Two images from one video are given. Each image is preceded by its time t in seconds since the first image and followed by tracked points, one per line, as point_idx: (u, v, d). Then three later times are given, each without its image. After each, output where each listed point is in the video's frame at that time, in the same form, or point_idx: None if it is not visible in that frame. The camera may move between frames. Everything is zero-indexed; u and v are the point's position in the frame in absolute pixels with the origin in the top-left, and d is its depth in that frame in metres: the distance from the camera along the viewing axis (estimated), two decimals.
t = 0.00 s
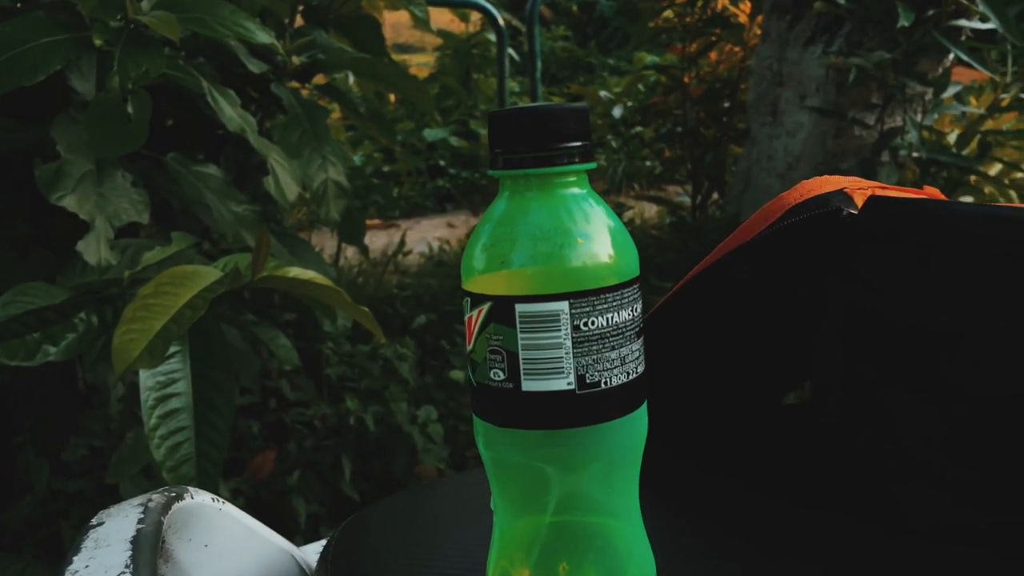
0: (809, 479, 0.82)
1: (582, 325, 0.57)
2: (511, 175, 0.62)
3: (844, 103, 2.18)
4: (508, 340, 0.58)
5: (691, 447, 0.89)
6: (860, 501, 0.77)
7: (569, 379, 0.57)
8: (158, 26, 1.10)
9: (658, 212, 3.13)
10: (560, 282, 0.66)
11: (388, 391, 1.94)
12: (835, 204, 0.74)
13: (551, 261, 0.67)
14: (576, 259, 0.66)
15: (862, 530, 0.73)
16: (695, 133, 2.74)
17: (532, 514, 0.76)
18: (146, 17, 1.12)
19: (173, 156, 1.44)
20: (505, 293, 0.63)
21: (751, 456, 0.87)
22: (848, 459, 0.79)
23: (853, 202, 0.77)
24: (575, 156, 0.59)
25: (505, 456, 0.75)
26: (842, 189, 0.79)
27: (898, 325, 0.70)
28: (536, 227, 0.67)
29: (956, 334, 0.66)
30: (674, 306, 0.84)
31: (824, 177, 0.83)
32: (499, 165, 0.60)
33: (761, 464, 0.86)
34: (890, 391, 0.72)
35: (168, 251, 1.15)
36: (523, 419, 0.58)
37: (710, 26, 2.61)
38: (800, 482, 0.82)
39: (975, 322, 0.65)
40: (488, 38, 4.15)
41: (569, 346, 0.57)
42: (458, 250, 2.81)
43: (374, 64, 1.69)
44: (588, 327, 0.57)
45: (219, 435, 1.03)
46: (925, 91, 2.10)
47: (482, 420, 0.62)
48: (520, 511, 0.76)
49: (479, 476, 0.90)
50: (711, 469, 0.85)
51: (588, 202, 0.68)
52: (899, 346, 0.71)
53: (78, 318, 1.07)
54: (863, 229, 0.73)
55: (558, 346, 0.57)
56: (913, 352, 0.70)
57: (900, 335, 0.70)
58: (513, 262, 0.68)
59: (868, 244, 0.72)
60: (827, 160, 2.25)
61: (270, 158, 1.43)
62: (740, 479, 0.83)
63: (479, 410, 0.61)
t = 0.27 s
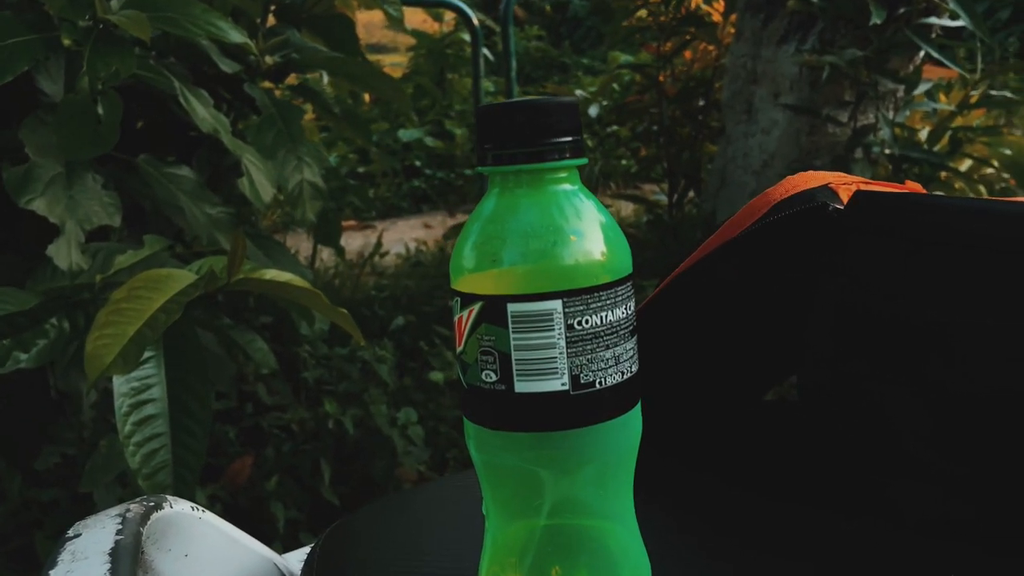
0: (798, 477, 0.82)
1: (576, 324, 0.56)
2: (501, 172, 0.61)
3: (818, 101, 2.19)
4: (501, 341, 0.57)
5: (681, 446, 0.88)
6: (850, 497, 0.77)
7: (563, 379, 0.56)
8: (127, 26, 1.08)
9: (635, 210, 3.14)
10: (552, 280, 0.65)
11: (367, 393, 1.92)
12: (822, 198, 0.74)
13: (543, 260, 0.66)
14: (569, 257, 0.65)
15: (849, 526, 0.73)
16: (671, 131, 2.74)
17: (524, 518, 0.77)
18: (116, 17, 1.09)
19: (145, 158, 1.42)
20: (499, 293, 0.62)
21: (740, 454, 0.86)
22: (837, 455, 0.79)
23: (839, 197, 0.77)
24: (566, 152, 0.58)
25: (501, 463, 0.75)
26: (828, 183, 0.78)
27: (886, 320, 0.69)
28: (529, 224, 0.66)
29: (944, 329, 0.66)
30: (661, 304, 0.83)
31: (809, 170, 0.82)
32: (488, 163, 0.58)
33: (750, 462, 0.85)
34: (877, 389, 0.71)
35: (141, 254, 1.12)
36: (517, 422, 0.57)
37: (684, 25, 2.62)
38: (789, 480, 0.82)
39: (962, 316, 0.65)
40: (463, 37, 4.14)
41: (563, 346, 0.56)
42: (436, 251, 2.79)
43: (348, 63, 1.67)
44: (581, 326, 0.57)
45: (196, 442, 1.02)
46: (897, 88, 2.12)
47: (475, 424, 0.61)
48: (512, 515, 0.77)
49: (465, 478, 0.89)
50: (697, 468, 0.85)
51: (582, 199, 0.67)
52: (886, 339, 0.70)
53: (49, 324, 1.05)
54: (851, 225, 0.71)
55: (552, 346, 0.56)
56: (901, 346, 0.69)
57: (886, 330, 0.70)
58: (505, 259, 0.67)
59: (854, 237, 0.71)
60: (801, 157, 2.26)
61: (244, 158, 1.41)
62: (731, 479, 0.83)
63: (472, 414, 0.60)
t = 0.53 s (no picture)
0: (784, 472, 0.83)
1: (570, 322, 0.56)
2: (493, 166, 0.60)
3: (792, 100, 2.20)
4: (494, 340, 0.56)
5: (667, 444, 0.88)
6: (836, 492, 0.77)
7: (558, 378, 0.56)
8: (97, 25, 1.05)
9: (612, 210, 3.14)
10: (544, 276, 0.64)
11: (345, 397, 1.89)
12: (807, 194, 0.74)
13: (537, 255, 0.65)
14: (562, 253, 0.64)
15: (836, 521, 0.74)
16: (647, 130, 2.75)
17: (518, 521, 0.74)
18: (85, 16, 1.06)
19: (116, 160, 1.39)
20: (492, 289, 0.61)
21: (727, 450, 0.87)
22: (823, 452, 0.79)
23: (824, 193, 0.77)
24: (557, 145, 0.57)
25: (496, 462, 0.73)
26: (812, 178, 0.79)
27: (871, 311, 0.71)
28: (520, 219, 0.65)
29: (925, 322, 0.68)
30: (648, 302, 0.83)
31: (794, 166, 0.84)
32: (478, 157, 0.58)
33: (733, 456, 0.86)
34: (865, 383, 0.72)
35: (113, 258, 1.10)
36: (511, 422, 0.56)
37: (659, 24, 2.62)
38: (772, 474, 0.82)
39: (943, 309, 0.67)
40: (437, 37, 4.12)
41: (558, 344, 0.56)
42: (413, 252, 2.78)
43: (323, 63, 1.65)
44: (576, 324, 0.56)
45: (172, 449, 1.00)
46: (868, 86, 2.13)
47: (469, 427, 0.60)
48: (506, 518, 0.74)
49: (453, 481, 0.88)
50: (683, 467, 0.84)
51: (575, 195, 0.66)
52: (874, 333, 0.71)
53: (18, 331, 1.09)
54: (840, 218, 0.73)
55: (546, 344, 0.55)
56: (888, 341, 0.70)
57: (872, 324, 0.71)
58: (495, 256, 0.66)
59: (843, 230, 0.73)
60: (776, 156, 2.27)
61: (219, 159, 1.39)
62: (718, 476, 0.83)
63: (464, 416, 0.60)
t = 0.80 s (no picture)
0: (774, 463, 0.86)
1: (571, 321, 0.55)
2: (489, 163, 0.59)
3: (767, 99, 2.22)
4: (493, 340, 0.55)
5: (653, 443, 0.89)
6: (825, 486, 0.80)
7: (559, 379, 0.55)
8: (67, 26, 1.03)
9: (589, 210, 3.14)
10: (543, 274, 0.64)
11: (326, 400, 1.88)
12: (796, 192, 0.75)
13: (535, 253, 0.64)
14: (561, 251, 0.64)
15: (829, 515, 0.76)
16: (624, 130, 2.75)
17: (518, 526, 0.71)
18: (55, 17, 1.04)
19: (87, 164, 1.36)
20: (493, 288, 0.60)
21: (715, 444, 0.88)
22: (810, 444, 0.82)
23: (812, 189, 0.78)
24: (554, 141, 0.57)
25: (496, 464, 0.69)
26: (800, 175, 0.79)
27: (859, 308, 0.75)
28: (518, 217, 0.65)
29: (910, 318, 0.72)
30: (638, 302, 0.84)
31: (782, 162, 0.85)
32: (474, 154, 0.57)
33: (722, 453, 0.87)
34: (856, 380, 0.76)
35: (85, 263, 1.07)
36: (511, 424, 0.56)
37: (634, 24, 2.62)
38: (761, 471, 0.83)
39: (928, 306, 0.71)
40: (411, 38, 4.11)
41: (558, 345, 0.55)
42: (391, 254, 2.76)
43: (297, 64, 1.63)
44: (577, 323, 0.55)
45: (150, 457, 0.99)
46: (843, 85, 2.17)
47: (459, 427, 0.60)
48: (505, 522, 0.71)
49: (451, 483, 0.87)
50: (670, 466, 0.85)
51: (572, 193, 0.66)
52: (861, 328, 0.75)
53: None
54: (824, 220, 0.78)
55: (546, 344, 0.55)
56: (876, 337, 0.74)
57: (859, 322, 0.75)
58: (493, 254, 0.65)
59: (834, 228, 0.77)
60: (751, 155, 2.28)
61: (193, 162, 1.36)
62: (704, 475, 0.83)
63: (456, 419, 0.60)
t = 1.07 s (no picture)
0: (764, 463, 0.85)
1: (574, 320, 0.55)
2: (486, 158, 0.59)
3: (741, 99, 2.23)
4: (494, 340, 0.55)
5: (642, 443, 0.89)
6: (812, 481, 0.81)
7: (562, 379, 0.55)
8: (37, 27, 1.01)
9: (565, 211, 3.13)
10: (544, 271, 0.63)
11: (304, 405, 1.86)
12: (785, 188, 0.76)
13: (534, 249, 0.63)
14: (562, 248, 0.63)
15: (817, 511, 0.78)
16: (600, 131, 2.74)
17: (524, 526, 0.71)
18: (24, 18, 1.02)
19: (57, 168, 1.33)
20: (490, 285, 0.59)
21: (704, 442, 0.89)
22: (798, 440, 0.82)
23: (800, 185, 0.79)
24: (552, 136, 0.57)
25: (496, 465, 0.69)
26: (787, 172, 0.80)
27: (848, 304, 0.76)
28: (518, 215, 0.64)
29: (898, 315, 0.73)
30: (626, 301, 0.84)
31: (772, 160, 0.86)
32: (471, 148, 0.57)
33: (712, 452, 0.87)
34: (844, 377, 0.77)
35: (56, 269, 1.05)
36: (514, 426, 0.55)
37: (609, 24, 2.63)
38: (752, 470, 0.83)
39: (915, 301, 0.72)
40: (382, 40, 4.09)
41: (561, 343, 0.55)
42: (367, 257, 2.73)
43: (271, 65, 1.60)
44: (580, 321, 0.55)
45: (127, 468, 0.96)
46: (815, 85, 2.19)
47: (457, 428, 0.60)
48: (504, 524, 0.71)
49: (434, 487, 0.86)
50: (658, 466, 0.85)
51: (572, 191, 0.65)
52: (850, 324, 0.76)
53: None
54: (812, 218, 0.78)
55: (549, 343, 0.54)
56: (864, 333, 0.75)
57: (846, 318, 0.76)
58: (493, 253, 0.64)
59: (821, 224, 0.77)
60: (726, 155, 2.29)
61: (167, 166, 1.33)
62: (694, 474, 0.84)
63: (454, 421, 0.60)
